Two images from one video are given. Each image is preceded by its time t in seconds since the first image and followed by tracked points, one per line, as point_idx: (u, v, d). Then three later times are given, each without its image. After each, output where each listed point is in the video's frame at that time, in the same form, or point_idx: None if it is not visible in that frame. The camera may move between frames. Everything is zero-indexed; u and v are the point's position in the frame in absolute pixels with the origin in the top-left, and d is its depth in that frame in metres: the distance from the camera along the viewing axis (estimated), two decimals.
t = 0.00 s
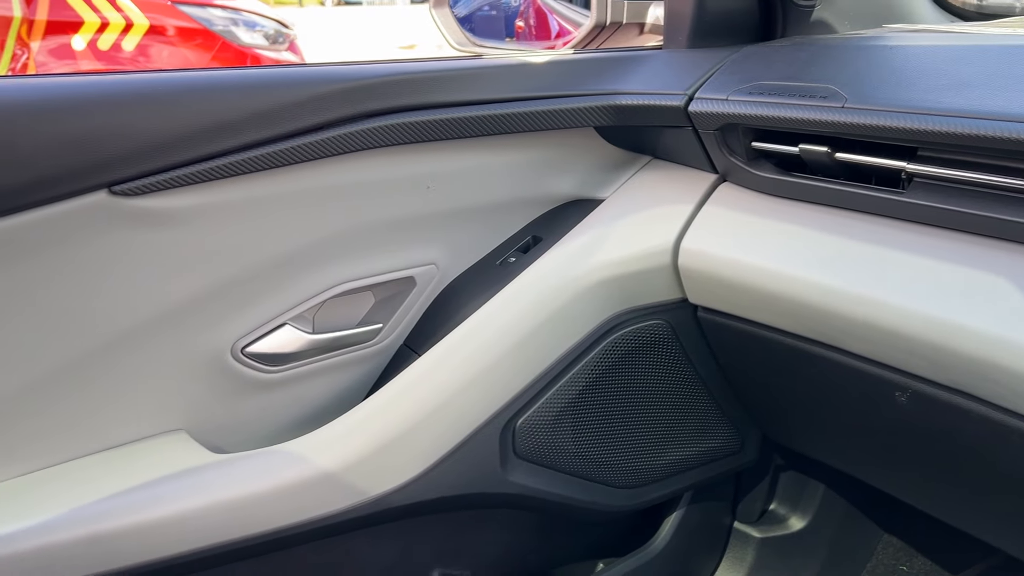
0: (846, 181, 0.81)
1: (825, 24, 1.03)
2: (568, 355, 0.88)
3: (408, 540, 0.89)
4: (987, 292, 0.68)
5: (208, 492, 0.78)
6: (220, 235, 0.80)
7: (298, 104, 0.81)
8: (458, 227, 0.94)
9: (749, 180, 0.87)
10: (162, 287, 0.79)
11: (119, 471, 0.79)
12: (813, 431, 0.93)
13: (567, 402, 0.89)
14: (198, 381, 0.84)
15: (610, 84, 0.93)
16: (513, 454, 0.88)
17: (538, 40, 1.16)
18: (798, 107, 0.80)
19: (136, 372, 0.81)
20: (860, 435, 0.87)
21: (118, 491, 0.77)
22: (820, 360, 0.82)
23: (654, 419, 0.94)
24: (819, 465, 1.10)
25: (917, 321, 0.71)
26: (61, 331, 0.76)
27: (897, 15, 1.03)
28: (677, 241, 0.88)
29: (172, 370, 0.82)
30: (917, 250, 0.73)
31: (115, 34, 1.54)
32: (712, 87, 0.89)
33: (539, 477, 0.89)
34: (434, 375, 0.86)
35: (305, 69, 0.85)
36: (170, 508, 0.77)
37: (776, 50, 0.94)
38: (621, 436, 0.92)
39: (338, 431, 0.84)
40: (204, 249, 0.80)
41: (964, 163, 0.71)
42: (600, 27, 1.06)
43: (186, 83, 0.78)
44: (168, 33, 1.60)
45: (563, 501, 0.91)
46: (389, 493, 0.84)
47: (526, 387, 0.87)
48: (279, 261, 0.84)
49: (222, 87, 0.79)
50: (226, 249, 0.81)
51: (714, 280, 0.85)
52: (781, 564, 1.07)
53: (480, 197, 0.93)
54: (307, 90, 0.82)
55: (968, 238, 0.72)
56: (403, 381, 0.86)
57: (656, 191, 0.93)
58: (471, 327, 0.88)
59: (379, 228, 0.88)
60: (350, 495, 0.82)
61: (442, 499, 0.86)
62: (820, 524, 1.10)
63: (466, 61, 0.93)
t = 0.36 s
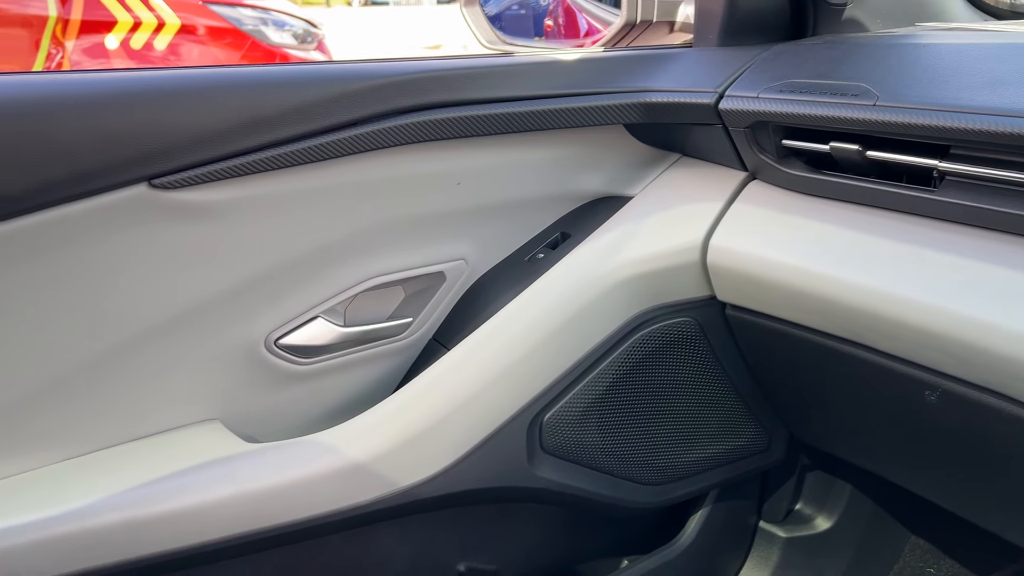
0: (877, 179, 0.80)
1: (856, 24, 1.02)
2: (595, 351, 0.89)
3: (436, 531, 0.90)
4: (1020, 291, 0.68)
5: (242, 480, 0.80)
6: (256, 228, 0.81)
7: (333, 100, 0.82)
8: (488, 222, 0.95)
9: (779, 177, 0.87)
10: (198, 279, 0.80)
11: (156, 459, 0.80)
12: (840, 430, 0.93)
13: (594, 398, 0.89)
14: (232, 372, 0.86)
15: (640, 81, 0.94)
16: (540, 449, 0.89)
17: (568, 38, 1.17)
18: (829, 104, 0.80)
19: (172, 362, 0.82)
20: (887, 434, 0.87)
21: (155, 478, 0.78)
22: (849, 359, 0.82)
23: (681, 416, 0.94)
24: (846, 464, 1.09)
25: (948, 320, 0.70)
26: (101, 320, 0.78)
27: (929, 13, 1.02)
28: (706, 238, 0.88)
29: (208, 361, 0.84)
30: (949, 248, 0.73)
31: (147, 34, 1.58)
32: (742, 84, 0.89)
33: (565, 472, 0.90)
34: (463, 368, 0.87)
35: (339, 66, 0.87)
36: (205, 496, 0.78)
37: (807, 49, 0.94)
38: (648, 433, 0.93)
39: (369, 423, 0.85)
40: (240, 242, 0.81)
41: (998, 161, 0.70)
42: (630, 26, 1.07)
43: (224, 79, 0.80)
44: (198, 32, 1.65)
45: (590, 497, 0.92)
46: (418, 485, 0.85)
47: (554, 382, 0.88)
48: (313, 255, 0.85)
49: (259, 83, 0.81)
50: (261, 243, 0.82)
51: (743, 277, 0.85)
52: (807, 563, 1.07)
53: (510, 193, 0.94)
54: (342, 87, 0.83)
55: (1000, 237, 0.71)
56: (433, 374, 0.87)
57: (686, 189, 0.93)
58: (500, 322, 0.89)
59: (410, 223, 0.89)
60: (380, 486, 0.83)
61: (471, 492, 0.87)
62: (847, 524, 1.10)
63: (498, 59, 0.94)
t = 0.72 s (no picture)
0: (906, 179, 0.80)
1: (886, 23, 1.02)
2: (622, 348, 0.89)
3: (462, 524, 0.91)
4: None
5: (273, 470, 0.81)
6: (288, 223, 0.83)
7: (365, 98, 0.83)
8: (516, 220, 0.96)
9: (808, 177, 0.87)
10: (232, 272, 0.82)
11: (189, 448, 0.82)
12: (867, 430, 0.93)
13: (620, 395, 0.90)
14: (264, 364, 0.87)
15: (669, 80, 0.94)
16: (565, 445, 0.89)
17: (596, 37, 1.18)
18: (858, 104, 0.80)
19: (206, 354, 0.84)
20: (914, 435, 0.87)
21: (189, 467, 0.80)
22: (876, 359, 0.82)
23: (707, 415, 0.94)
24: (872, 466, 1.09)
25: (977, 320, 0.70)
26: (137, 312, 0.79)
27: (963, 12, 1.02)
28: (734, 237, 0.88)
29: (240, 353, 0.85)
30: (979, 248, 0.73)
31: (179, 35, 1.60)
32: (771, 84, 0.89)
33: (590, 468, 0.91)
34: (490, 364, 0.88)
35: (372, 64, 0.88)
36: (238, 485, 0.80)
37: (836, 49, 0.94)
38: (674, 431, 0.93)
39: (398, 416, 0.87)
40: (273, 236, 0.83)
41: None
42: (660, 24, 1.07)
43: (258, 76, 0.81)
44: (228, 32, 1.67)
45: (614, 493, 0.92)
46: (445, 479, 0.86)
47: (580, 379, 0.89)
48: (343, 251, 0.87)
49: (293, 81, 0.82)
50: (293, 238, 0.84)
51: (770, 276, 0.85)
52: (832, 564, 1.07)
53: (538, 191, 0.95)
54: (374, 85, 0.84)
55: None
56: (461, 369, 0.88)
57: (714, 188, 0.93)
58: (527, 319, 0.90)
59: (439, 220, 0.90)
60: (407, 479, 0.85)
61: (497, 486, 0.88)
62: (872, 526, 1.09)
63: (527, 58, 0.95)
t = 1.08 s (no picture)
0: (937, 178, 0.80)
1: (917, 23, 1.01)
2: (648, 346, 0.90)
3: (486, 520, 0.91)
4: None
5: (302, 462, 0.82)
6: (318, 219, 0.84)
7: (396, 96, 0.84)
8: (543, 217, 0.96)
9: (837, 177, 0.87)
10: (263, 267, 0.83)
11: (221, 440, 0.84)
12: (895, 432, 0.92)
13: (645, 393, 0.90)
14: (294, 358, 0.88)
15: (698, 79, 0.95)
16: (591, 442, 0.90)
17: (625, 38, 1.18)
18: (889, 103, 0.80)
19: (237, 347, 0.85)
20: (943, 438, 0.86)
21: (220, 457, 0.81)
22: (904, 359, 0.81)
23: (733, 414, 0.94)
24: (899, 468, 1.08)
25: (1007, 320, 0.70)
26: (172, 305, 0.81)
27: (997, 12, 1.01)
28: (762, 236, 0.88)
29: (270, 347, 0.87)
30: (1010, 249, 0.72)
31: (209, 34, 1.65)
32: (801, 83, 0.89)
33: (615, 466, 0.91)
34: (517, 360, 0.88)
35: (402, 63, 0.89)
36: (268, 476, 0.81)
37: (867, 48, 0.93)
38: (699, 430, 0.93)
39: (425, 411, 0.87)
40: (304, 232, 0.84)
41: None
42: (690, 23, 1.08)
43: (292, 74, 0.83)
44: (257, 32, 1.67)
45: (639, 491, 0.93)
46: (471, 474, 0.86)
47: (606, 377, 0.89)
48: (373, 247, 0.87)
49: (325, 79, 0.83)
50: (324, 233, 0.85)
51: (798, 275, 0.85)
52: (858, 566, 1.06)
53: (566, 189, 0.95)
54: (405, 83, 0.85)
55: None
56: (488, 365, 0.89)
57: (742, 187, 0.93)
58: (554, 316, 0.90)
59: (468, 217, 0.91)
60: (433, 473, 0.85)
61: (521, 482, 0.89)
62: (899, 528, 1.08)
63: (556, 56, 0.95)
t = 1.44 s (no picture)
0: (969, 179, 0.79)
1: (951, 23, 1.00)
2: (675, 345, 0.90)
3: (512, 515, 0.92)
4: None
5: (334, 454, 0.84)
6: (351, 215, 0.85)
7: (427, 95, 0.85)
8: (571, 215, 0.97)
9: (868, 177, 0.87)
10: (296, 263, 0.85)
11: (254, 431, 0.85)
12: (924, 434, 0.92)
13: (672, 391, 0.91)
14: (324, 353, 0.90)
15: (728, 79, 0.95)
16: (617, 439, 0.90)
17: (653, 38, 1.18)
18: (921, 104, 0.80)
19: (270, 341, 0.87)
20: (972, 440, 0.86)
21: (254, 449, 0.83)
22: (934, 361, 0.81)
23: (759, 414, 0.95)
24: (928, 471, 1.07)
25: None
26: (207, 298, 0.83)
27: None
28: (791, 236, 0.88)
29: (302, 341, 0.88)
30: None
31: (240, 34, 1.65)
32: (832, 83, 0.89)
33: (641, 463, 0.91)
34: (544, 358, 0.89)
35: (433, 62, 0.90)
36: (300, 467, 0.82)
37: (899, 48, 0.93)
38: (725, 429, 0.94)
39: (454, 406, 0.88)
40: (336, 228, 0.85)
41: None
42: (719, 23, 1.07)
43: (326, 73, 0.84)
44: (287, 32, 1.69)
45: (665, 489, 0.93)
46: (498, 469, 0.87)
47: (633, 374, 0.90)
48: (403, 244, 0.89)
49: (358, 78, 0.84)
50: (356, 230, 0.86)
51: (827, 276, 0.85)
52: (885, 569, 1.06)
53: (594, 188, 0.96)
54: (436, 82, 0.86)
55: None
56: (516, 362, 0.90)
57: (771, 187, 0.93)
58: (582, 314, 0.91)
59: (497, 215, 0.92)
60: (461, 468, 0.86)
61: (548, 478, 0.89)
62: (927, 530, 1.07)
63: (586, 56, 0.96)
